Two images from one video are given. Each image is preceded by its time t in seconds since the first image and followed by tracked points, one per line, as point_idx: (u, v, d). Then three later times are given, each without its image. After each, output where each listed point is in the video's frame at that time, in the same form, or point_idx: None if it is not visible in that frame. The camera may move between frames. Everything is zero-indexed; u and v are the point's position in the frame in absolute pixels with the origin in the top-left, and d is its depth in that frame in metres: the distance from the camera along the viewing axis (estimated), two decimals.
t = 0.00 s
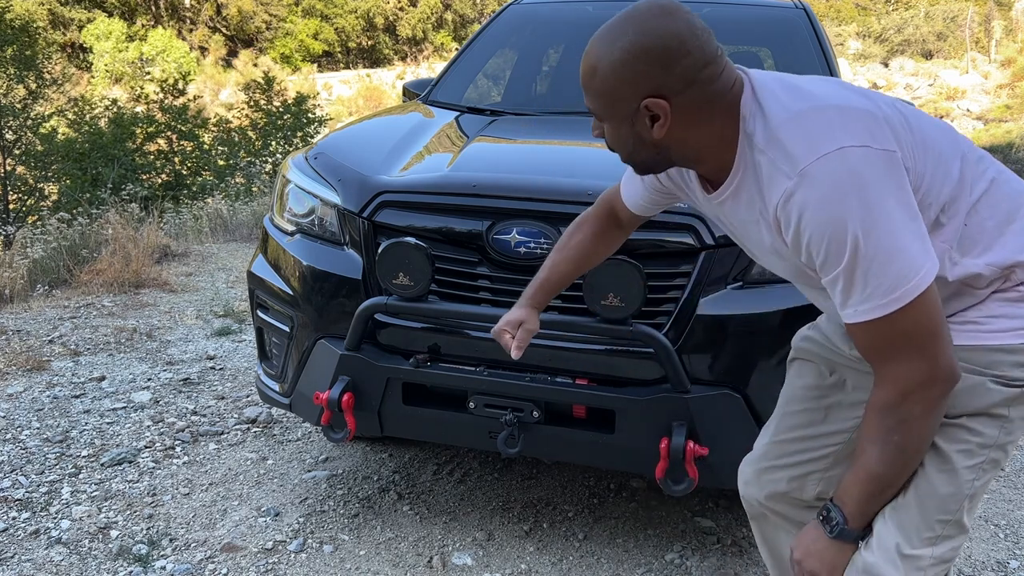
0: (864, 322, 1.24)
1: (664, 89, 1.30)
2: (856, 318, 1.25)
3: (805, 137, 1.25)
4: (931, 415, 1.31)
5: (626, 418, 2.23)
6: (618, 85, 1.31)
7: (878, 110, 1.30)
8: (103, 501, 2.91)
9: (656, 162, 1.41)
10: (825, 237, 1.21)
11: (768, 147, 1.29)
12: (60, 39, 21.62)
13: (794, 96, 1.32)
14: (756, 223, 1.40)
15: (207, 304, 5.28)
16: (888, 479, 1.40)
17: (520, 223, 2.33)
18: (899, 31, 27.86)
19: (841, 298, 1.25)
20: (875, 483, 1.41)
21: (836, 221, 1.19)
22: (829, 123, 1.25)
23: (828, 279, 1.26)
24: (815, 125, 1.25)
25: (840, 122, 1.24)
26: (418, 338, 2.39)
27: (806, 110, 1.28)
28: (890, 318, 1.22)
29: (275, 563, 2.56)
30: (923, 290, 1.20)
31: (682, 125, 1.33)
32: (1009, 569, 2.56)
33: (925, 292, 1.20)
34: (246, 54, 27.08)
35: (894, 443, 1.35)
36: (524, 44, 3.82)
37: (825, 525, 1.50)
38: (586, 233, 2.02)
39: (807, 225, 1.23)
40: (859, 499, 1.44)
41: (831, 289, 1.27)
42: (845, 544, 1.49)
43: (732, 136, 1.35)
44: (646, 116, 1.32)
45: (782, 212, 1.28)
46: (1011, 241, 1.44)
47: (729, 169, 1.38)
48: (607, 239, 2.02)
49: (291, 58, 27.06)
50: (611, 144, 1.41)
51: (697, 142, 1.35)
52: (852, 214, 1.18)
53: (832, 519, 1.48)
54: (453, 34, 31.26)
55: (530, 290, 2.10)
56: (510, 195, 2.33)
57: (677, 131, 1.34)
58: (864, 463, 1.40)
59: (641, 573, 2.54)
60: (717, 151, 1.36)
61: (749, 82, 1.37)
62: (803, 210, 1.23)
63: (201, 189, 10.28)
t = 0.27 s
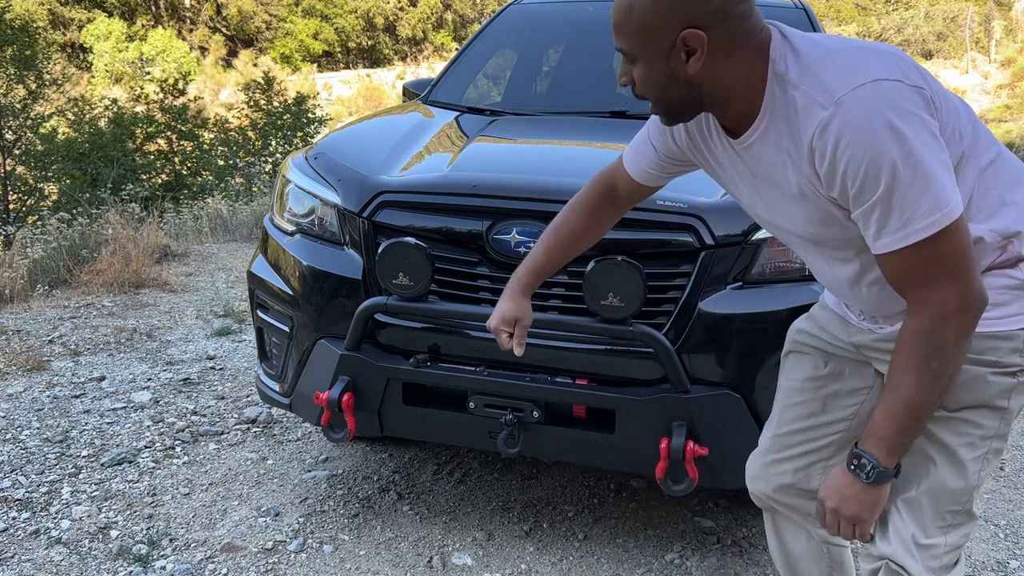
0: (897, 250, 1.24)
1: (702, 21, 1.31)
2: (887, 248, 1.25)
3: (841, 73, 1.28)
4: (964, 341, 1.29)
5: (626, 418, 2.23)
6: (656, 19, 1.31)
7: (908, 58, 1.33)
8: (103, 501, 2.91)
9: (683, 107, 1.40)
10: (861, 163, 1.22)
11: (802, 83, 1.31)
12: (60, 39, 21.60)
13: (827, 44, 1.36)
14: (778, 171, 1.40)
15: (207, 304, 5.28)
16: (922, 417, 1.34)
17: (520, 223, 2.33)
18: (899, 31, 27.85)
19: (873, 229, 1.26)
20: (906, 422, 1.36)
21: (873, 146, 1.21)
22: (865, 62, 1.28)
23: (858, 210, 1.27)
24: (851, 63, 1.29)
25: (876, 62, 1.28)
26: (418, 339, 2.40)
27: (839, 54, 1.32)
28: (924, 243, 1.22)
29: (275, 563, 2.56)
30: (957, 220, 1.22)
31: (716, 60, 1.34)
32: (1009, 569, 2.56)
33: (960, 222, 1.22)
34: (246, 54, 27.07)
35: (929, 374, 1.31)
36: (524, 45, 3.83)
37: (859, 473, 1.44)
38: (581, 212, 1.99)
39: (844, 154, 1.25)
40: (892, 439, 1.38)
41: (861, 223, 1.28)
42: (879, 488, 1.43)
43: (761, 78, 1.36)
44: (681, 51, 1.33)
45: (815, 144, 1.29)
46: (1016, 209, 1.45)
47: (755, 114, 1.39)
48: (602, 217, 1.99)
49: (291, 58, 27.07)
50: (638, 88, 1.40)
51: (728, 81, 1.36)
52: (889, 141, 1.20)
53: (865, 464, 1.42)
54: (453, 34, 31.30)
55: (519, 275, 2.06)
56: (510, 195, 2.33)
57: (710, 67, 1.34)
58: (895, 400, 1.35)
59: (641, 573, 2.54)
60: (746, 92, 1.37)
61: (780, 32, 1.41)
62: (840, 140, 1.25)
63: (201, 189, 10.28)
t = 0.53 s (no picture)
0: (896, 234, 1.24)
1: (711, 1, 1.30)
2: (885, 233, 1.25)
3: (845, 57, 1.27)
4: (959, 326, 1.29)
5: (626, 418, 2.23)
6: None
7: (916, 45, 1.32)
8: (103, 501, 2.91)
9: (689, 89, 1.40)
10: (862, 146, 1.22)
11: (805, 68, 1.31)
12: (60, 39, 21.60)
13: (834, 30, 1.35)
14: (779, 157, 1.40)
15: (207, 304, 5.28)
16: (920, 402, 1.35)
17: (520, 223, 2.33)
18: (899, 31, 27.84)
19: (872, 213, 1.26)
20: (903, 409, 1.37)
21: (874, 129, 1.20)
22: (870, 46, 1.27)
23: (856, 195, 1.27)
24: (855, 48, 1.28)
25: (882, 46, 1.27)
26: (418, 339, 2.39)
27: (844, 39, 1.31)
28: (919, 230, 1.22)
29: (275, 563, 2.57)
30: (956, 207, 1.22)
31: (724, 41, 1.34)
32: (1009, 569, 2.56)
33: (957, 209, 1.22)
34: (246, 54, 27.07)
35: (925, 362, 1.31)
36: (524, 45, 3.82)
37: (859, 460, 1.46)
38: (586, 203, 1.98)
39: (845, 138, 1.24)
40: (892, 425, 1.39)
41: (859, 208, 1.27)
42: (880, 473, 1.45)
43: (767, 62, 1.36)
44: (690, 30, 1.33)
45: (817, 128, 1.29)
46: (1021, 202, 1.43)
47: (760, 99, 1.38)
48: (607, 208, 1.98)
49: (291, 58, 27.08)
50: (646, 70, 1.39)
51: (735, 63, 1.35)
52: (890, 124, 1.19)
53: (865, 452, 1.44)
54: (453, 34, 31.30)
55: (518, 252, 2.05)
56: (511, 195, 2.33)
57: (718, 47, 1.34)
58: (892, 388, 1.36)
59: (641, 573, 2.54)
60: (752, 75, 1.36)
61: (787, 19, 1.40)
62: (842, 123, 1.24)
63: (201, 189, 10.29)
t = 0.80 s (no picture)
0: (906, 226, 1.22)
1: None
2: (895, 225, 1.24)
3: (852, 47, 1.26)
4: (963, 328, 1.29)
5: (626, 418, 2.23)
6: None
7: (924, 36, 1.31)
8: (103, 501, 2.91)
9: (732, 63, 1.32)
10: (871, 136, 1.21)
11: (813, 60, 1.29)
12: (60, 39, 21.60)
13: (840, 21, 1.34)
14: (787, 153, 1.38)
15: (207, 304, 5.28)
16: (928, 405, 1.37)
17: (520, 223, 2.33)
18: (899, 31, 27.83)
19: (882, 205, 1.24)
20: (912, 411, 1.38)
21: (883, 119, 1.19)
22: (876, 36, 1.26)
23: (866, 186, 1.25)
24: (862, 37, 1.27)
25: (889, 35, 1.26)
26: (418, 339, 2.39)
27: (851, 29, 1.30)
28: (928, 222, 1.21)
29: (275, 563, 2.56)
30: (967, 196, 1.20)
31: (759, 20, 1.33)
32: (1009, 569, 2.56)
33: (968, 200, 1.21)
34: (246, 54, 27.07)
35: (929, 364, 1.32)
36: (524, 44, 3.82)
37: (871, 463, 1.49)
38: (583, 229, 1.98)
39: (854, 129, 1.23)
40: (902, 428, 1.40)
41: (868, 201, 1.26)
42: (893, 475, 1.48)
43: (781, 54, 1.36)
44: None
45: (826, 120, 1.27)
46: None
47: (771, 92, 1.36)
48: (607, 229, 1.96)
49: (291, 58, 27.08)
50: (700, 35, 1.29)
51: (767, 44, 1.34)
52: (899, 112, 1.18)
53: (876, 455, 1.47)
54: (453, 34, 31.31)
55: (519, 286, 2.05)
56: (511, 195, 2.34)
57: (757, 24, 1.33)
58: (898, 390, 1.38)
59: (641, 573, 2.54)
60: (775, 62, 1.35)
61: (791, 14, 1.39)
62: (851, 114, 1.23)
63: (201, 189, 10.29)
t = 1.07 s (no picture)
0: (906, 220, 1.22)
1: None
2: (898, 220, 1.22)
3: (867, 37, 1.26)
4: (952, 331, 1.29)
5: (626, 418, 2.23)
6: None
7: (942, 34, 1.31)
8: (103, 501, 2.91)
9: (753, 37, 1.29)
10: (881, 126, 1.20)
11: (826, 50, 1.29)
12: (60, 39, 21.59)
13: (856, 12, 1.34)
14: (793, 144, 1.37)
15: (207, 304, 5.28)
16: (916, 405, 1.37)
17: (521, 223, 2.33)
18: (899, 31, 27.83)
19: (885, 198, 1.23)
20: (901, 409, 1.39)
21: (895, 108, 1.19)
22: (892, 27, 1.26)
23: (872, 178, 1.24)
24: (877, 28, 1.27)
25: (905, 27, 1.26)
26: (418, 339, 2.39)
27: (866, 21, 1.30)
28: (928, 220, 1.20)
29: (275, 563, 2.57)
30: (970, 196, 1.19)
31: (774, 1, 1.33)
32: (1009, 569, 2.56)
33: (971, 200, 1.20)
34: (246, 54, 27.07)
35: (916, 364, 1.33)
36: (524, 44, 3.82)
37: (860, 458, 1.49)
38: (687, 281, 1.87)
39: (863, 120, 1.22)
40: (890, 425, 1.41)
41: (872, 194, 1.26)
42: (883, 473, 1.48)
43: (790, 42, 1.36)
44: None
45: (836, 110, 1.27)
46: None
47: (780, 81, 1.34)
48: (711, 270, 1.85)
49: (291, 58, 27.09)
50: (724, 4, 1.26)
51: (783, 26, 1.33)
52: (911, 103, 1.18)
53: (865, 451, 1.48)
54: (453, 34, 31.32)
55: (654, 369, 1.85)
56: (511, 195, 2.34)
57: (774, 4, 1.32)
58: (887, 388, 1.39)
59: (641, 573, 2.54)
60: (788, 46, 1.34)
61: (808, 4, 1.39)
62: (863, 104, 1.22)
63: (201, 189, 10.29)
